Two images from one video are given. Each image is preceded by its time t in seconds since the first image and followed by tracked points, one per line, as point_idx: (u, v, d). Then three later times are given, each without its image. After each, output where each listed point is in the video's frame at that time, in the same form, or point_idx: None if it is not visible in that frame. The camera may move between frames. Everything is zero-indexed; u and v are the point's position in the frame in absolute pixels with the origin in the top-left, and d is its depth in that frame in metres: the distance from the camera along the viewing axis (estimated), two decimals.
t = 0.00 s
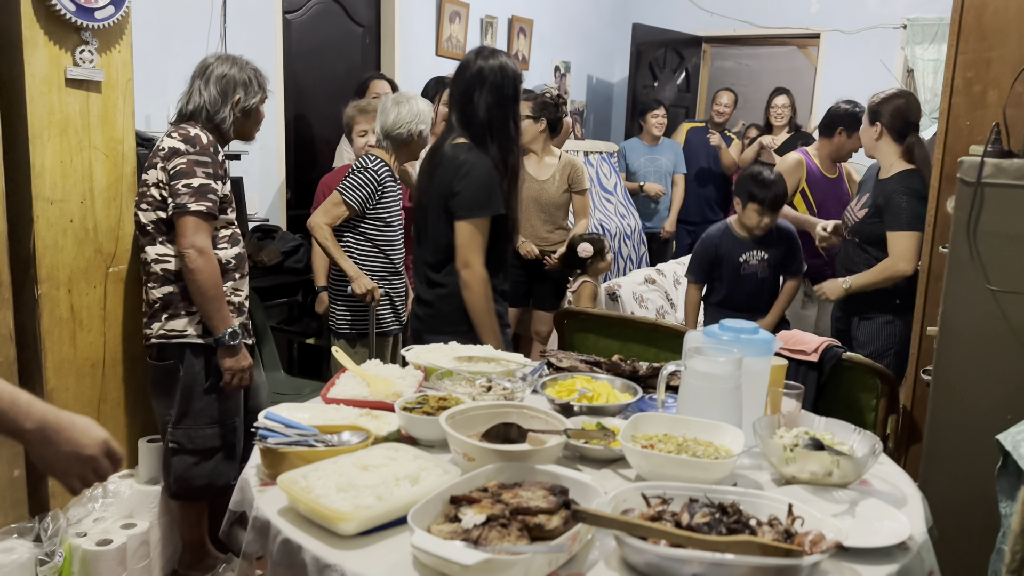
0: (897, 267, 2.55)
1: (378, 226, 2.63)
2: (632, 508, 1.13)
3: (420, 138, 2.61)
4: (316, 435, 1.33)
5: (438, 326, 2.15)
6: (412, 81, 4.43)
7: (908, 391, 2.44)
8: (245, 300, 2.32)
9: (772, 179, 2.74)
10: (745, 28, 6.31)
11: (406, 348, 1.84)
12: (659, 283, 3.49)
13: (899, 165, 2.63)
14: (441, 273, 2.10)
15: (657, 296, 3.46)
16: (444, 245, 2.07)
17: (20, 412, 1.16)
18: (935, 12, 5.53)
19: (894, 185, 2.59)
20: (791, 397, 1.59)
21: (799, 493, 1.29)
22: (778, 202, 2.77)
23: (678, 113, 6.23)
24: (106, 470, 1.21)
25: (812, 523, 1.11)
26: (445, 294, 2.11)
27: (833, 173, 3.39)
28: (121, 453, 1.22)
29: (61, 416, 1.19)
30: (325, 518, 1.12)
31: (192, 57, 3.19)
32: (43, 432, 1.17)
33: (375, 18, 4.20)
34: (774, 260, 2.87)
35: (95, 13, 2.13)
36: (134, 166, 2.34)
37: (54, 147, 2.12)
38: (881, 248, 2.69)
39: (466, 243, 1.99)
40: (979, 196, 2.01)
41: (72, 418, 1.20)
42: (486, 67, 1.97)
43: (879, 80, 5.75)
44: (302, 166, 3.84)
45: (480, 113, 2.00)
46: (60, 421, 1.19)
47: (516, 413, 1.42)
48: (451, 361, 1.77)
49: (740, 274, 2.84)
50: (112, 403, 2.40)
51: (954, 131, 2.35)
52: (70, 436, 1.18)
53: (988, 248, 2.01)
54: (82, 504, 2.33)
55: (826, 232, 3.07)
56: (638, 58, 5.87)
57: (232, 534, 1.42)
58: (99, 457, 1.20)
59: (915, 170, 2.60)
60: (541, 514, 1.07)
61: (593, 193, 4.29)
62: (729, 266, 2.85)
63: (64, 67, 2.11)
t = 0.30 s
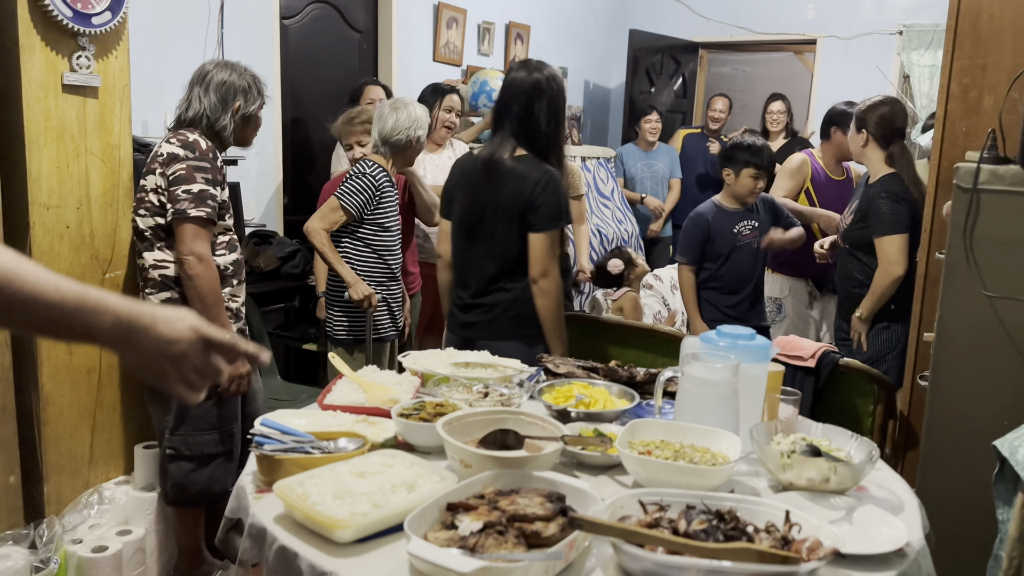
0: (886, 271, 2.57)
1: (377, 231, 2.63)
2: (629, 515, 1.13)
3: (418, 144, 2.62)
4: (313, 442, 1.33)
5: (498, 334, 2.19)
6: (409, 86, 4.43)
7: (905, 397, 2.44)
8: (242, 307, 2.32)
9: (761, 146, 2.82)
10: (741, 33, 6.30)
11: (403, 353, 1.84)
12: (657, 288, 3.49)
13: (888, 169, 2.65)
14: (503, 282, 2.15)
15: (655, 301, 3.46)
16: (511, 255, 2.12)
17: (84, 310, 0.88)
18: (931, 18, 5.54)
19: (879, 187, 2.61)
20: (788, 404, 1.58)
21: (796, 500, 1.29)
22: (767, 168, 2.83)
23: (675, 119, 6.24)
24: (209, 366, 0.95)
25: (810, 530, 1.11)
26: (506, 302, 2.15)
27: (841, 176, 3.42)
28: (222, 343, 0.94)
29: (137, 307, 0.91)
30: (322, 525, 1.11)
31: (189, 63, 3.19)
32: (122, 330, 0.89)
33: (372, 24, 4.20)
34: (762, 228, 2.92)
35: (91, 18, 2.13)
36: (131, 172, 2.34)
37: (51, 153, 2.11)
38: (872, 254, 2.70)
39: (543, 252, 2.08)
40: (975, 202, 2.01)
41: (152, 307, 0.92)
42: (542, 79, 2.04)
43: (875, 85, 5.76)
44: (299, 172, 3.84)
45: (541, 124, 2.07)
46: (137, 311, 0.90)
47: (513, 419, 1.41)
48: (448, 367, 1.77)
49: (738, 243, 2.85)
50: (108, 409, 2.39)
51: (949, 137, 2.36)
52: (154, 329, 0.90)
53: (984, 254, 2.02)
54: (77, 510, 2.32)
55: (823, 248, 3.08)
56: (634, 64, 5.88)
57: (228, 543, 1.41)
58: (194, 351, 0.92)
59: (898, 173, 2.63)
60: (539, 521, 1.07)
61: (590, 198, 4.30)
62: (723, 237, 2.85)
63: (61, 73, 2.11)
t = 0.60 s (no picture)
0: (881, 276, 2.58)
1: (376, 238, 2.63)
2: (627, 523, 1.13)
3: (416, 150, 2.62)
4: (310, 450, 1.32)
5: (532, 333, 2.26)
6: (407, 92, 4.43)
7: (903, 403, 2.44)
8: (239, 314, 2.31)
9: (758, 150, 2.83)
10: (739, 40, 6.30)
11: (400, 360, 1.84)
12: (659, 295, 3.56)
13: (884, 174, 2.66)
14: (543, 284, 2.23)
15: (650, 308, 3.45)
16: (552, 256, 2.21)
17: (92, 272, 0.89)
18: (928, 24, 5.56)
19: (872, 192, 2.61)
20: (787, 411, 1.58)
21: (795, 507, 1.29)
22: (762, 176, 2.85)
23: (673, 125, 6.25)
24: (221, 328, 0.94)
25: (809, 538, 1.11)
26: (542, 303, 2.24)
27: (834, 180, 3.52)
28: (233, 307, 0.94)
29: (147, 270, 0.92)
30: (319, 533, 1.11)
31: (187, 69, 3.19)
32: (133, 291, 0.90)
33: (370, 31, 4.21)
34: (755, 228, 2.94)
35: (89, 25, 2.13)
36: (128, 179, 2.34)
37: (48, 160, 2.11)
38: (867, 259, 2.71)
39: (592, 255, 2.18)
40: (973, 209, 2.02)
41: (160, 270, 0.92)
42: (589, 84, 2.13)
43: (873, 91, 5.78)
44: (297, 178, 3.84)
45: (584, 130, 2.15)
46: (145, 271, 0.91)
47: (512, 426, 1.41)
48: (446, 374, 1.77)
49: (737, 242, 2.86)
50: (105, 416, 2.38)
51: (947, 143, 2.36)
52: (163, 292, 0.91)
53: (982, 260, 2.02)
54: (74, 517, 2.31)
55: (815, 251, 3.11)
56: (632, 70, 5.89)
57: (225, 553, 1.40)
58: (206, 312, 0.93)
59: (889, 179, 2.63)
60: (537, 529, 1.06)
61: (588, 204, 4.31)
62: (725, 236, 2.85)
63: (58, 79, 2.10)
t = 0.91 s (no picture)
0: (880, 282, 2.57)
1: (374, 245, 2.63)
2: (627, 532, 1.12)
3: (413, 157, 2.62)
4: (308, 458, 1.32)
5: (540, 334, 2.26)
6: (406, 98, 4.43)
7: (903, 410, 2.43)
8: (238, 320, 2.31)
9: (774, 162, 2.87)
10: (737, 46, 6.31)
11: (399, 367, 1.83)
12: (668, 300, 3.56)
13: (883, 180, 2.66)
14: (552, 286, 2.24)
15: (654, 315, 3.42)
16: (561, 260, 2.22)
17: (17, 331, 0.90)
18: (926, 30, 5.57)
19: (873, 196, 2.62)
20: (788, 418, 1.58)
21: (796, 515, 1.28)
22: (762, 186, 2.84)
23: (671, 131, 6.26)
24: (155, 388, 0.94)
25: (810, 547, 1.10)
26: (551, 304, 2.25)
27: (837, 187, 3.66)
28: (168, 364, 0.94)
29: (71, 328, 0.92)
30: (317, 542, 1.10)
31: (186, 76, 3.19)
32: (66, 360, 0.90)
33: (369, 37, 4.22)
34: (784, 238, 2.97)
35: (88, 32, 2.13)
36: (127, 185, 2.33)
37: (46, 167, 2.11)
38: (867, 265, 2.70)
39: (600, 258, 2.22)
40: (972, 216, 2.01)
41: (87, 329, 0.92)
42: (589, 94, 2.19)
43: (871, 98, 5.79)
44: (295, 184, 3.83)
45: (586, 138, 2.21)
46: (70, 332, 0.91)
47: (511, 434, 1.40)
48: (445, 381, 1.76)
49: (750, 250, 2.94)
50: (103, 424, 2.37)
51: (946, 149, 2.36)
52: (91, 351, 0.91)
53: (982, 267, 2.02)
54: (71, 525, 2.30)
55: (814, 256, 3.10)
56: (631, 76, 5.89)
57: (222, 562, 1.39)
58: (137, 372, 0.92)
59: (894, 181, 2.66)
60: (536, 538, 1.06)
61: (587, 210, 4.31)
62: (740, 244, 2.94)
63: (57, 86, 2.10)
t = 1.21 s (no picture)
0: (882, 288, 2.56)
1: (371, 252, 2.62)
2: (630, 543, 1.11)
3: (407, 162, 2.59)
4: (307, 467, 1.30)
5: (516, 334, 2.29)
6: (407, 104, 4.43)
7: (907, 417, 2.42)
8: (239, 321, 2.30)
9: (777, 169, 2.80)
10: (737, 51, 6.31)
11: (400, 375, 1.82)
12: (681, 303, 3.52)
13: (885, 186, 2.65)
14: (525, 287, 2.28)
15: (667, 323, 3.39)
16: (533, 263, 2.26)
17: None
18: (927, 36, 5.57)
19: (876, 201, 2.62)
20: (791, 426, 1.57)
21: (800, 525, 1.27)
22: (764, 192, 2.83)
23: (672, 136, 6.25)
24: (114, 515, 0.86)
25: (814, 557, 1.09)
26: (524, 305, 2.28)
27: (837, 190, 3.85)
28: (125, 489, 0.86)
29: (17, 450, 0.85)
30: (317, 553, 1.09)
31: (187, 82, 3.19)
32: (16, 487, 0.84)
33: (370, 43, 4.21)
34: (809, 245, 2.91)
35: (88, 38, 2.12)
36: (127, 191, 2.33)
37: (46, 174, 2.10)
38: (869, 271, 2.69)
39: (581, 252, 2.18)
40: (976, 223, 2.01)
41: (37, 446, 0.86)
42: (558, 104, 2.20)
43: (872, 103, 5.79)
44: (295, 190, 3.82)
45: (556, 147, 2.22)
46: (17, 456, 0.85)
47: (512, 443, 1.39)
48: (446, 389, 1.75)
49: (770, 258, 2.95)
50: (101, 431, 2.36)
51: (949, 156, 2.35)
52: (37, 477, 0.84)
53: (986, 274, 2.01)
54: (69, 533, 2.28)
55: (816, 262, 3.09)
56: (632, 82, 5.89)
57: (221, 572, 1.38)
58: (87, 497, 0.85)
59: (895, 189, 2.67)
60: (538, 549, 1.05)
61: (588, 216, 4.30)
62: (759, 255, 2.98)
63: (57, 92, 2.10)
